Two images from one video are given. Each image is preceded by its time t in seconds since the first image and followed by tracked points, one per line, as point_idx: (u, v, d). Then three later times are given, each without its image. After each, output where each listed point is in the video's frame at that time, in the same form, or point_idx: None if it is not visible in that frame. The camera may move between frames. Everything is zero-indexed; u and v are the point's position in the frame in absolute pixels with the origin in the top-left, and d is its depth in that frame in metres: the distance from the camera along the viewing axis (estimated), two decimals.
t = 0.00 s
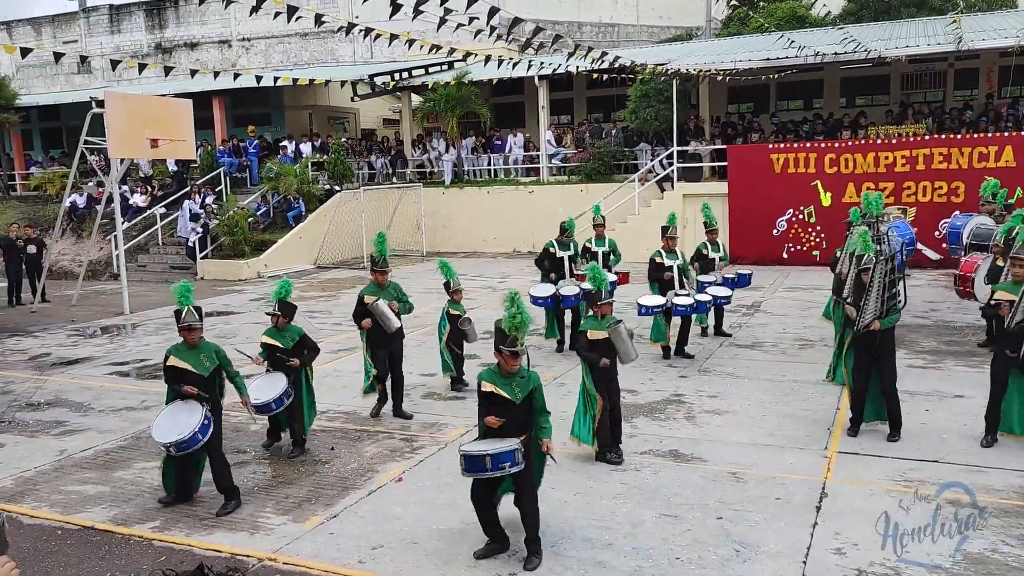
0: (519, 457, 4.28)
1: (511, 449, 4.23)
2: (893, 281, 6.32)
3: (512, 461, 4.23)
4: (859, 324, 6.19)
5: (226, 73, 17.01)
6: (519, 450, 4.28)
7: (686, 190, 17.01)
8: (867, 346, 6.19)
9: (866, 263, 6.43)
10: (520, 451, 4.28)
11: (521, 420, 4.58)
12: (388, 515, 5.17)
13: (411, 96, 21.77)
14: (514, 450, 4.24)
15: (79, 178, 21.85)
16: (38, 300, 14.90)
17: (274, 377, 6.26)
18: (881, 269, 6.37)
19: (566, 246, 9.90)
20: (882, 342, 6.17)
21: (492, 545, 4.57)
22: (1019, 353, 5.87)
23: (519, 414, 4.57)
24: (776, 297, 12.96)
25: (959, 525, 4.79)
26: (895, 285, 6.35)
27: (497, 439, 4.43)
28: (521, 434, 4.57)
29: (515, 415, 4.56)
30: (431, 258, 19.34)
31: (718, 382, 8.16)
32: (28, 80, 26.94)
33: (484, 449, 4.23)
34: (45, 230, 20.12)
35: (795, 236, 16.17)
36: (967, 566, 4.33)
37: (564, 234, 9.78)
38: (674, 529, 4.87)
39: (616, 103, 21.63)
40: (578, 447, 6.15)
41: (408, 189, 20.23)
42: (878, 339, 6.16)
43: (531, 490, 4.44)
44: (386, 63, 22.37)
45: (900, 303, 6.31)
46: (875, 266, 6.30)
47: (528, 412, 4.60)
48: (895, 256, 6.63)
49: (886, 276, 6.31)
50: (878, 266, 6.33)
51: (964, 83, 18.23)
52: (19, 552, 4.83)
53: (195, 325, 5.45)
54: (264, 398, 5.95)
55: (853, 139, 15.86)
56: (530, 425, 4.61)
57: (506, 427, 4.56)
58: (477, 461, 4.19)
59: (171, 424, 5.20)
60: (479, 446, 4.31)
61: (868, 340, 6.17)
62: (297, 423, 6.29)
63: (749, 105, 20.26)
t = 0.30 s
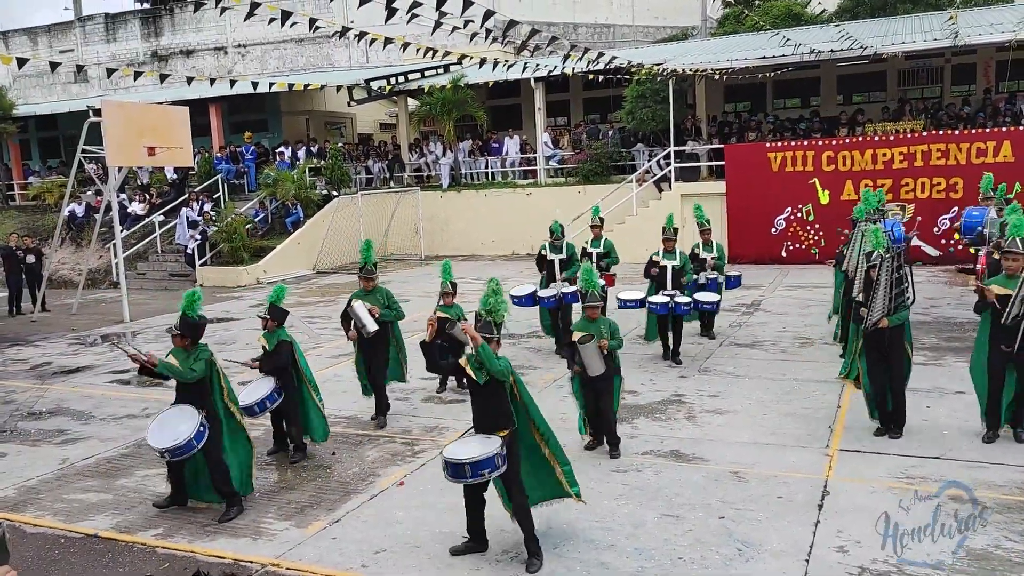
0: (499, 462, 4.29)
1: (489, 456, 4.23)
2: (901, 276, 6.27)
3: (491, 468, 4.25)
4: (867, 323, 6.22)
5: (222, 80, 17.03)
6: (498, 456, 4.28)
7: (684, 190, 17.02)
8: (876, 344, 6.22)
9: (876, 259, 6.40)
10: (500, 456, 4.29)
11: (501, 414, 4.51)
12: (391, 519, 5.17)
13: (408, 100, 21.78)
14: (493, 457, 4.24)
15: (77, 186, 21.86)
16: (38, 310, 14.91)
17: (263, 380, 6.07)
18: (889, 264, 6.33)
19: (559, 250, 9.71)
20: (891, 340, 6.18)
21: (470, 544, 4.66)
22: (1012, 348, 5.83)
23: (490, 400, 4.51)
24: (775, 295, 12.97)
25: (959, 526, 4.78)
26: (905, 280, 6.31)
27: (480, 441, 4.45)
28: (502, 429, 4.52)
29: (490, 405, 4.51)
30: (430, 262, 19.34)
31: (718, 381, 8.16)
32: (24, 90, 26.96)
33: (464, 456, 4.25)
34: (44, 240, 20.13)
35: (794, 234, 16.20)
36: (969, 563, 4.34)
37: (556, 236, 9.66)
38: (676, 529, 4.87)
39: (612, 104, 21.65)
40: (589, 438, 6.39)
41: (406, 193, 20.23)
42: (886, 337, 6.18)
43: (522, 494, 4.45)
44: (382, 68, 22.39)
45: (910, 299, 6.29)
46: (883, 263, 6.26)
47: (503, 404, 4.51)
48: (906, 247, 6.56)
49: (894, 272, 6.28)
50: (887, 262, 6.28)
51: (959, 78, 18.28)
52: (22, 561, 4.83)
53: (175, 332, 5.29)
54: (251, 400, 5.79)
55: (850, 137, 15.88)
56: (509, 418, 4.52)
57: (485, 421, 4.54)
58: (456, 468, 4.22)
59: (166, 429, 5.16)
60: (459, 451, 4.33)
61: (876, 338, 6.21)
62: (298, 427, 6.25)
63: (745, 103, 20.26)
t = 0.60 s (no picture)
0: (446, 455, 4.24)
1: (434, 445, 4.23)
2: (890, 278, 6.27)
3: (434, 457, 4.22)
4: (856, 324, 6.21)
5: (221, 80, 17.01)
6: (445, 447, 4.25)
7: (684, 192, 17.02)
8: (867, 346, 6.19)
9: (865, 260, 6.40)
10: (448, 449, 4.25)
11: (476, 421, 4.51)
12: (390, 520, 5.16)
13: (408, 101, 21.77)
14: (438, 446, 4.22)
15: (77, 186, 21.84)
16: (36, 309, 14.89)
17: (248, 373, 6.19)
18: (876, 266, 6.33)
19: (553, 252, 9.68)
20: (882, 341, 6.17)
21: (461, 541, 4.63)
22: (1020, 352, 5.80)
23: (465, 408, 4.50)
24: (775, 297, 12.97)
25: (959, 526, 4.78)
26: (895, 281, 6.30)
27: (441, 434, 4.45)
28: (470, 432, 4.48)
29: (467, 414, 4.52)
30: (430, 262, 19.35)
31: (717, 383, 8.16)
32: (25, 89, 26.95)
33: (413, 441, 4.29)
34: (43, 239, 20.12)
35: (794, 236, 16.20)
36: (968, 565, 4.33)
37: (551, 238, 9.63)
38: (674, 531, 4.87)
39: (612, 105, 21.66)
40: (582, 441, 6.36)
41: (405, 193, 20.22)
42: (877, 339, 6.17)
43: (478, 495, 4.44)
44: (382, 69, 22.41)
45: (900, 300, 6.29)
46: (869, 265, 6.28)
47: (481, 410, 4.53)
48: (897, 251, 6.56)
49: (883, 274, 6.29)
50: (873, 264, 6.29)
51: (959, 81, 18.32)
52: (19, 562, 4.81)
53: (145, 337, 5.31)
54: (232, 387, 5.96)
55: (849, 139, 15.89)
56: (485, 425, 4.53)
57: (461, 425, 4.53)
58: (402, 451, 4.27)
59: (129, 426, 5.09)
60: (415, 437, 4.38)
61: (866, 340, 6.18)
62: (274, 424, 6.31)
63: (745, 105, 20.28)
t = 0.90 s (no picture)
0: (427, 464, 4.35)
1: (415, 456, 4.32)
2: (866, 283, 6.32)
3: (415, 469, 4.33)
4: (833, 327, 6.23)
5: (221, 83, 17.03)
6: (425, 457, 4.34)
7: (683, 195, 17.02)
8: (842, 350, 6.22)
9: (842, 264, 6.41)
10: (428, 458, 4.36)
11: (444, 420, 4.55)
12: (389, 523, 5.16)
13: (408, 103, 21.78)
14: (418, 457, 4.32)
15: (76, 189, 21.85)
16: (36, 312, 14.89)
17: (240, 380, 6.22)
18: (852, 269, 6.37)
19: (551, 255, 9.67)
20: (856, 345, 6.19)
21: (405, 535, 4.84)
22: None
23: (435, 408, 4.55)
24: (775, 299, 12.98)
25: (959, 527, 4.78)
26: (873, 283, 6.28)
27: (416, 440, 4.53)
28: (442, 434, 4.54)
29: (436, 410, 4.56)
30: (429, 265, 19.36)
31: (717, 385, 8.16)
32: (24, 92, 26.98)
33: (393, 453, 4.36)
34: (42, 242, 20.12)
35: (793, 238, 16.20)
36: (968, 567, 4.33)
37: (548, 240, 9.61)
38: (674, 533, 4.87)
39: (612, 108, 21.70)
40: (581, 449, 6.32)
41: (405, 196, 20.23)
42: (851, 343, 6.21)
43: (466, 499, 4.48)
44: (382, 71, 22.45)
45: (877, 300, 6.27)
46: (843, 270, 6.39)
47: (448, 409, 4.55)
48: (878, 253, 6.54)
49: (857, 277, 6.30)
50: (849, 268, 6.35)
51: (958, 83, 18.35)
52: (19, 565, 4.81)
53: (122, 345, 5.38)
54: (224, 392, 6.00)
55: (848, 141, 15.92)
56: (451, 424, 4.56)
57: (433, 423, 4.58)
58: (383, 464, 4.36)
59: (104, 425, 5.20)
60: (394, 447, 4.46)
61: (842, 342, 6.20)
62: (263, 427, 6.33)
63: (745, 108, 20.31)
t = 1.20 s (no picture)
0: (409, 454, 4.41)
1: (397, 447, 4.37)
2: (848, 276, 6.43)
3: (398, 459, 4.38)
4: (816, 321, 6.38)
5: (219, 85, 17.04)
6: (408, 447, 4.40)
7: (682, 192, 17.02)
8: (826, 342, 6.34)
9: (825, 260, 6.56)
10: (410, 449, 4.42)
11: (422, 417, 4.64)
12: (391, 524, 5.16)
13: (405, 104, 21.77)
14: (401, 447, 4.37)
15: (74, 193, 21.84)
16: (35, 317, 14.88)
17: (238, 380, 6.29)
18: (833, 263, 6.49)
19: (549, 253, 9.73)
20: (840, 337, 6.32)
21: (406, 535, 4.84)
22: None
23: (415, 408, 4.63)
24: (774, 296, 12.98)
25: (960, 525, 4.79)
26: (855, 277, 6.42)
27: (397, 434, 4.58)
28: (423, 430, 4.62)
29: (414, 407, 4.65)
30: (428, 266, 19.37)
31: (717, 383, 8.17)
32: (22, 97, 26.97)
33: (376, 446, 4.41)
34: (41, 246, 20.12)
35: (792, 235, 16.21)
36: (969, 563, 4.34)
37: (546, 238, 9.63)
38: (675, 531, 4.87)
39: (610, 106, 21.70)
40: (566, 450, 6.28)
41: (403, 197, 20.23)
42: (834, 335, 6.32)
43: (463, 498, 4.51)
44: (379, 72, 22.45)
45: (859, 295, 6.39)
46: (825, 263, 6.50)
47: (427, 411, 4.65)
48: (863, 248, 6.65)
49: (839, 272, 6.44)
50: (830, 262, 6.47)
51: (956, 78, 18.36)
52: (21, 569, 4.82)
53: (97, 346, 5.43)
54: (226, 398, 5.97)
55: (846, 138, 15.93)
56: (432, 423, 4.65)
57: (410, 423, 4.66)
58: (366, 456, 4.40)
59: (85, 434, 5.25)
60: (375, 441, 4.50)
61: (825, 336, 6.34)
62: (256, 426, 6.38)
63: (743, 105, 20.32)
